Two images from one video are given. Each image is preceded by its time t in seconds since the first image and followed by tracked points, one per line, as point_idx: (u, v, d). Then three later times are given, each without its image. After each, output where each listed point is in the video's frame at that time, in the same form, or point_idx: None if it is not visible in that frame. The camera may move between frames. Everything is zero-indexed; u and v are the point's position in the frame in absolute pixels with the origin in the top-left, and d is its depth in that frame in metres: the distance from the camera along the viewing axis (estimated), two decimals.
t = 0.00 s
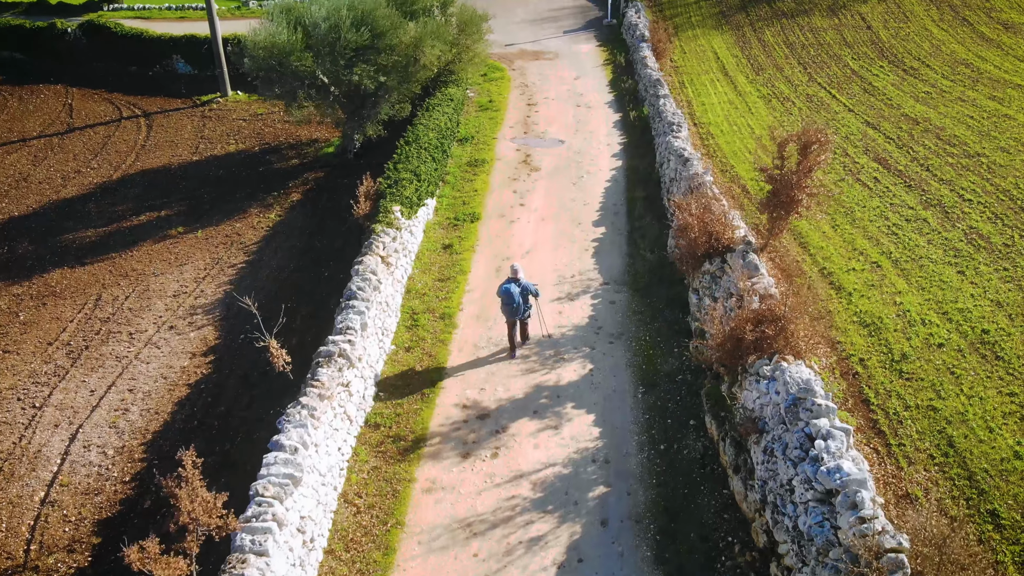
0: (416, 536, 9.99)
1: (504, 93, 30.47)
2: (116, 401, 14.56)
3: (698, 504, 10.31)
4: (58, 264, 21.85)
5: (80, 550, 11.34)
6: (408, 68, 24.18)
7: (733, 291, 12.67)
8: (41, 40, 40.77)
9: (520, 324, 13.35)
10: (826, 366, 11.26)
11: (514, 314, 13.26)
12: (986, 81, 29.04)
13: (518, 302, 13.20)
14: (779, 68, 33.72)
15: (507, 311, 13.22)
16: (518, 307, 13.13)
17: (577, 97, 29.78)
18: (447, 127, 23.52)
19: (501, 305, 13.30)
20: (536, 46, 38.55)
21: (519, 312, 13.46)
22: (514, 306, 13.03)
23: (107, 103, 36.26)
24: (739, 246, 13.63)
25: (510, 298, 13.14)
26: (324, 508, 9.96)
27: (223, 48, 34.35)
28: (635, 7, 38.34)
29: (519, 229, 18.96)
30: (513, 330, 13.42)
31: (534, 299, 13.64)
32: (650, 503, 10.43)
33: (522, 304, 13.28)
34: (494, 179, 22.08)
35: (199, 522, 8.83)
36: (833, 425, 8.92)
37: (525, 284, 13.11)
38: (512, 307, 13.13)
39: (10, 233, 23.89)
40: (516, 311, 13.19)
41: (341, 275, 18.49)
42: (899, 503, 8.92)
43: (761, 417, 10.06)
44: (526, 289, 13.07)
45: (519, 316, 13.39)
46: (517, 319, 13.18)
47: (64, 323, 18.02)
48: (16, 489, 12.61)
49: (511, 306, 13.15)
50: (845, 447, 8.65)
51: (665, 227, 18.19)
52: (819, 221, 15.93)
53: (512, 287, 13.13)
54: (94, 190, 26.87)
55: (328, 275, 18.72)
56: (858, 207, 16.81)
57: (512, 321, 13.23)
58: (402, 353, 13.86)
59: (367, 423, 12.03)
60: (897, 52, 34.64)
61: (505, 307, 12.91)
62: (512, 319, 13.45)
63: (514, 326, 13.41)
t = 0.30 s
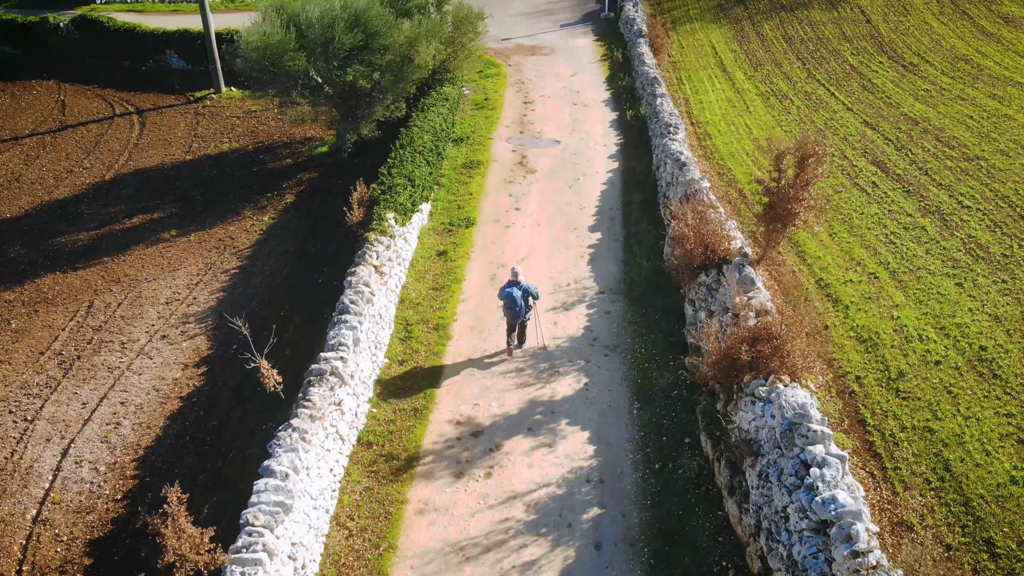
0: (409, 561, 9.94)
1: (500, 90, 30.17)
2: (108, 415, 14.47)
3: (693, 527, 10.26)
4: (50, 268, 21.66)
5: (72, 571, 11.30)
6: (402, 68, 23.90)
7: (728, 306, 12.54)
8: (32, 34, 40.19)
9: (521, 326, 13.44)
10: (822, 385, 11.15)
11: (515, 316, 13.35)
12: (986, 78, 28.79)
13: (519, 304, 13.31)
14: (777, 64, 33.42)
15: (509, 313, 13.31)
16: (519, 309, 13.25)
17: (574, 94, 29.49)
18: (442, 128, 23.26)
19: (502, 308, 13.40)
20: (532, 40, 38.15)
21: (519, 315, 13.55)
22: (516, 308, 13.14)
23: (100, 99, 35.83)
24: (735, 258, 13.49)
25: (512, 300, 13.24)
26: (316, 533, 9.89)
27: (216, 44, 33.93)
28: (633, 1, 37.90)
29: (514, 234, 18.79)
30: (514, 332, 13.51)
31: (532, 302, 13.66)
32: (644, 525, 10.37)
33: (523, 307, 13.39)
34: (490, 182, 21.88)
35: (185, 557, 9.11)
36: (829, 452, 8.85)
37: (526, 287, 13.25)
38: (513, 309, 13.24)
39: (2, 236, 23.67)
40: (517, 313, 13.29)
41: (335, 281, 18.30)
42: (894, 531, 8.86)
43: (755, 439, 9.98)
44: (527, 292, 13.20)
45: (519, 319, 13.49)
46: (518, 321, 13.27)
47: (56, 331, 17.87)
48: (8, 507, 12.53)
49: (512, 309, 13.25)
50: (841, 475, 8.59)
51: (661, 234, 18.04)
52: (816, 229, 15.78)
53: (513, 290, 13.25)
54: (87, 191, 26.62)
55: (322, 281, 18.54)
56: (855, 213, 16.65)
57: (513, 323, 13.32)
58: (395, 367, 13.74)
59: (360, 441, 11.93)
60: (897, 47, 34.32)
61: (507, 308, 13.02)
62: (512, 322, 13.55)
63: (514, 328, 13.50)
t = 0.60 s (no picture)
0: None
1: (495, 88, 29.88)
2: (100, 429, 14.36)
3: (688, 551, 10.21)
4: (41, 274, 21.46)
5: None
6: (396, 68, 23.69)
7: (724, 322, 12.42)
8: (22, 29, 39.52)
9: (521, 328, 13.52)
10: (818, 404, 11.05)
11: (514, 318, 13.45)
12: (987, 76, 28.52)
13: (516, 306, 13.43)
14: (775, 60, 33.13)
15: (507, 315, 13.44)
16: (517, 310, 13.38)
17: (570, 93, 29.22)
18: (437, 130, 23.02)
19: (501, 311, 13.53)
20: (528, 35, 37.75)
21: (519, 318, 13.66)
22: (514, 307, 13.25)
23: (92, 96, 35.38)
24: (731, 271, 13.36)
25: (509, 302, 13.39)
26: (308, 560, 9.81)
27: (209, 41, 33.50)
28: None
29: (509, 241, 18.64)
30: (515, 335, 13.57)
31: (531, 304, 13.87)
32: (639, 548, 10.32)
33: (522, 308, 13.51)
34: (485, 185, 21.70)
35: None
36: (825, 480, 8.76)
37: (522, 287, 13.42)
38: (512, 310, 13.36)
39: None
40: (515, 314, 13.39)
41: (328, 289, 18.16)
42: (889, 559, 8.81)
43: (751, 462, 9.88)
44: (523, 291, 13.36)
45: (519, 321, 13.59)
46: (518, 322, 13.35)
47: (47, 341, 17.69)
48: None
49: (510, 310, 13.38)
50: (837, 505, 8.51)
51: (657, 241, 17.90)
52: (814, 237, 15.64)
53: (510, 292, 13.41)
54: (79, 192, 26.36)
55: (315, 289, 18.39)
56: (853, 221, 16.50)
57: (513, 324, 13.42)
58: (388, 381, 13.61)
59: (352, 460, 11.82)
60: (896, 42, 34.02)
61: (504, 308, 13.14)
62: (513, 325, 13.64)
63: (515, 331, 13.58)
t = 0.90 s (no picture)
0: None
1: (491, 87, 29.57)
2: (91, 444, 14.25)
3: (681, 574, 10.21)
4: (33, 279, 21.28)
5: None
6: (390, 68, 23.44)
7: (719, 339, 12.30)
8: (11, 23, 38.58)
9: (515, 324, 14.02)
10: (814, 424, 10.98)
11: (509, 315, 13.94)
12: (986, 74, 28.27)
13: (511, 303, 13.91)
14: (773, 56, 32.82)
15: (502, 312, 13.91)
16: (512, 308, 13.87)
17: (566, 91, 28.95)
18: (431, 132, 22.77)
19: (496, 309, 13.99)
20: (524, 30, 37.32)
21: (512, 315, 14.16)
22: (509, 305, 13.73)
23: (83, 93, 34.89)
24: (727, 284, 13.21)
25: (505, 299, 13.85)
26: None
27: (201, 38, 33.03)
28: None
29: (504, 247, 18.49)
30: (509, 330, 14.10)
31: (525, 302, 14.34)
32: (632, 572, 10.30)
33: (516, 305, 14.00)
34: (481, 189, 21.50)
35: None
36: (820, 510, 8.69)
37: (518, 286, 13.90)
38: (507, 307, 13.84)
39: None
40: (510, 312, 13.88)
41: (322, 297, 18.02)
42: None
43: (746, 486, 9.80)
44: (519, 290, 13.83)
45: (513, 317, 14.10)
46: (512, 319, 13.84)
47: (39, 350, 17.52)
48: None
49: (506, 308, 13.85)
50: (832, 536, 8.45)
51: (653, 249, 17.76)
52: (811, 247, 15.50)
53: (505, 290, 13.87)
54: (71, 194, 26.12)
55: (309, 297, 18.25)
56: (850, 228, 16.36)
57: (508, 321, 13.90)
58: (382, 396, 13.47)
59: (345, 480, 11.75)
60: (895, 37, 33.70)
61: (501, 306, 13.61)
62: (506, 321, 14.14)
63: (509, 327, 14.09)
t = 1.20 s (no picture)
0: None
1: (487, 85, 29.29)
2: (84, 459, 14.17)
3: None
4: (26, 285, 21.11)
5: None
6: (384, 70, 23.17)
7: (716, 356, 12.19)
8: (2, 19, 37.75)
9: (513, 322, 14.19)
10: (811, 445, 10.90)
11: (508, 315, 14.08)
12: (986, 72, 28.06)
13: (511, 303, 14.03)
14: (772, 53, 32.53)
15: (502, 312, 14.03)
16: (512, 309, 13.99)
17: (563, 90, 28.71)
18: (427, 134, 22.53)
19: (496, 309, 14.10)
20: (521, 25, 36.93)
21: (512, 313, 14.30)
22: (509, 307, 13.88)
23: (76, 90, 34.46)
24: (724, 298, 13.07)
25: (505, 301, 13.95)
26: None
27: (195, 36, 32.61)
28: None
29: (499, 254, 18.34)
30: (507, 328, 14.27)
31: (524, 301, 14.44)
32: None
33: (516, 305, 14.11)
34: (476, 193, 21.30)
35: None
36: (816, 541, 8.63)
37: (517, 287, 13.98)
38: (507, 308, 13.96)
39: None
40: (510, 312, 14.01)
41: (316, 306, 17.89)
42: None
43: (742, 511, 9.74)
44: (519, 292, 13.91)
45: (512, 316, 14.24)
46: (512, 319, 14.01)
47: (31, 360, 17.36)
48: None
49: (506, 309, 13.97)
50: (827, 568, 8.40)
51: (649, 256, 17.61)
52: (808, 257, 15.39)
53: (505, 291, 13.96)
54: (64, 195, 25.88)
55: (303, 305, 18.11)
56: (848, 236, 16.23)
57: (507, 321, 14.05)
58: (376, 412, 13.37)
59: (340, 500, 11.70)
60: (895, 33, 33.44)
61: (501, 308, 13.74)
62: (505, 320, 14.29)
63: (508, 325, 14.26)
